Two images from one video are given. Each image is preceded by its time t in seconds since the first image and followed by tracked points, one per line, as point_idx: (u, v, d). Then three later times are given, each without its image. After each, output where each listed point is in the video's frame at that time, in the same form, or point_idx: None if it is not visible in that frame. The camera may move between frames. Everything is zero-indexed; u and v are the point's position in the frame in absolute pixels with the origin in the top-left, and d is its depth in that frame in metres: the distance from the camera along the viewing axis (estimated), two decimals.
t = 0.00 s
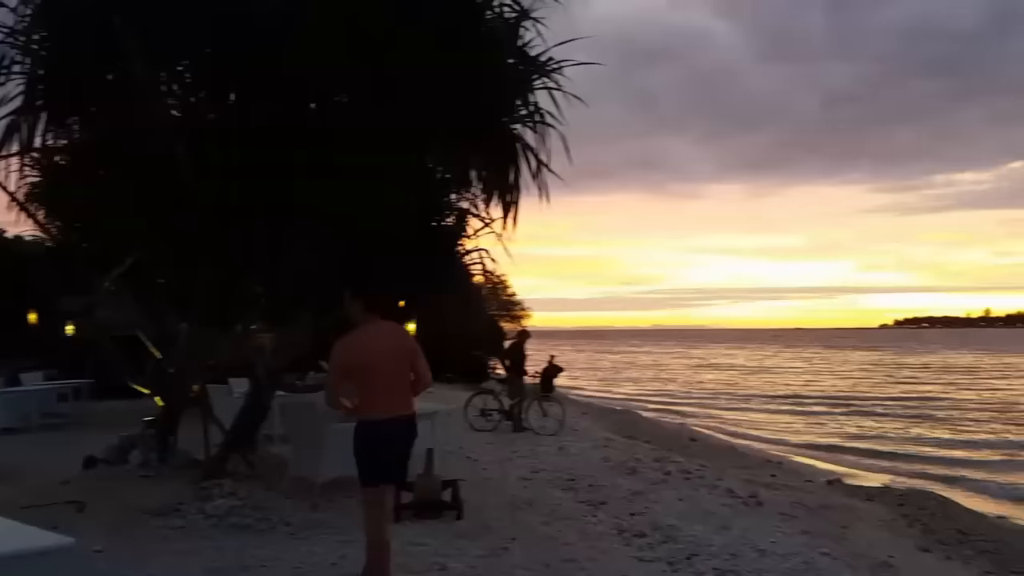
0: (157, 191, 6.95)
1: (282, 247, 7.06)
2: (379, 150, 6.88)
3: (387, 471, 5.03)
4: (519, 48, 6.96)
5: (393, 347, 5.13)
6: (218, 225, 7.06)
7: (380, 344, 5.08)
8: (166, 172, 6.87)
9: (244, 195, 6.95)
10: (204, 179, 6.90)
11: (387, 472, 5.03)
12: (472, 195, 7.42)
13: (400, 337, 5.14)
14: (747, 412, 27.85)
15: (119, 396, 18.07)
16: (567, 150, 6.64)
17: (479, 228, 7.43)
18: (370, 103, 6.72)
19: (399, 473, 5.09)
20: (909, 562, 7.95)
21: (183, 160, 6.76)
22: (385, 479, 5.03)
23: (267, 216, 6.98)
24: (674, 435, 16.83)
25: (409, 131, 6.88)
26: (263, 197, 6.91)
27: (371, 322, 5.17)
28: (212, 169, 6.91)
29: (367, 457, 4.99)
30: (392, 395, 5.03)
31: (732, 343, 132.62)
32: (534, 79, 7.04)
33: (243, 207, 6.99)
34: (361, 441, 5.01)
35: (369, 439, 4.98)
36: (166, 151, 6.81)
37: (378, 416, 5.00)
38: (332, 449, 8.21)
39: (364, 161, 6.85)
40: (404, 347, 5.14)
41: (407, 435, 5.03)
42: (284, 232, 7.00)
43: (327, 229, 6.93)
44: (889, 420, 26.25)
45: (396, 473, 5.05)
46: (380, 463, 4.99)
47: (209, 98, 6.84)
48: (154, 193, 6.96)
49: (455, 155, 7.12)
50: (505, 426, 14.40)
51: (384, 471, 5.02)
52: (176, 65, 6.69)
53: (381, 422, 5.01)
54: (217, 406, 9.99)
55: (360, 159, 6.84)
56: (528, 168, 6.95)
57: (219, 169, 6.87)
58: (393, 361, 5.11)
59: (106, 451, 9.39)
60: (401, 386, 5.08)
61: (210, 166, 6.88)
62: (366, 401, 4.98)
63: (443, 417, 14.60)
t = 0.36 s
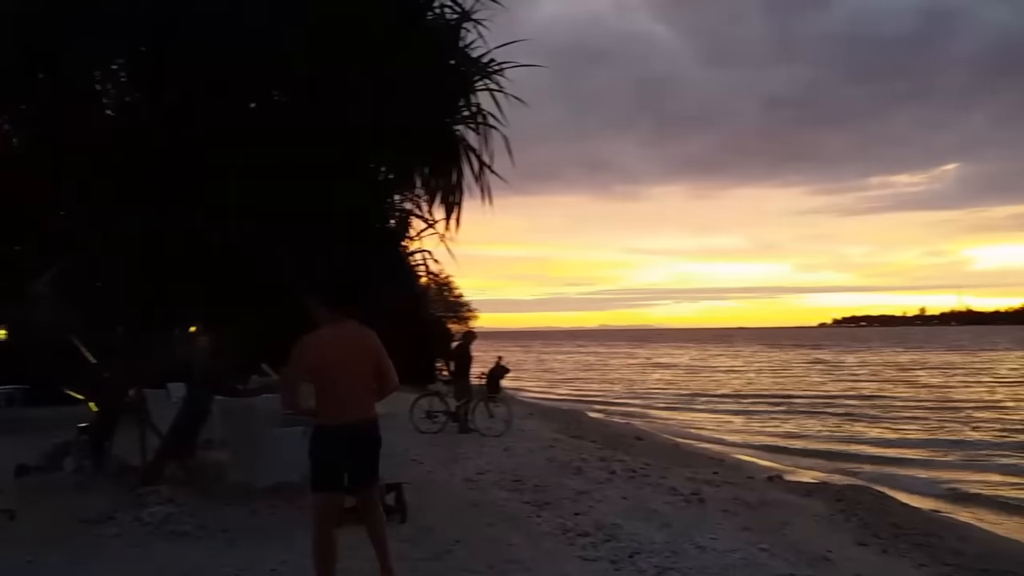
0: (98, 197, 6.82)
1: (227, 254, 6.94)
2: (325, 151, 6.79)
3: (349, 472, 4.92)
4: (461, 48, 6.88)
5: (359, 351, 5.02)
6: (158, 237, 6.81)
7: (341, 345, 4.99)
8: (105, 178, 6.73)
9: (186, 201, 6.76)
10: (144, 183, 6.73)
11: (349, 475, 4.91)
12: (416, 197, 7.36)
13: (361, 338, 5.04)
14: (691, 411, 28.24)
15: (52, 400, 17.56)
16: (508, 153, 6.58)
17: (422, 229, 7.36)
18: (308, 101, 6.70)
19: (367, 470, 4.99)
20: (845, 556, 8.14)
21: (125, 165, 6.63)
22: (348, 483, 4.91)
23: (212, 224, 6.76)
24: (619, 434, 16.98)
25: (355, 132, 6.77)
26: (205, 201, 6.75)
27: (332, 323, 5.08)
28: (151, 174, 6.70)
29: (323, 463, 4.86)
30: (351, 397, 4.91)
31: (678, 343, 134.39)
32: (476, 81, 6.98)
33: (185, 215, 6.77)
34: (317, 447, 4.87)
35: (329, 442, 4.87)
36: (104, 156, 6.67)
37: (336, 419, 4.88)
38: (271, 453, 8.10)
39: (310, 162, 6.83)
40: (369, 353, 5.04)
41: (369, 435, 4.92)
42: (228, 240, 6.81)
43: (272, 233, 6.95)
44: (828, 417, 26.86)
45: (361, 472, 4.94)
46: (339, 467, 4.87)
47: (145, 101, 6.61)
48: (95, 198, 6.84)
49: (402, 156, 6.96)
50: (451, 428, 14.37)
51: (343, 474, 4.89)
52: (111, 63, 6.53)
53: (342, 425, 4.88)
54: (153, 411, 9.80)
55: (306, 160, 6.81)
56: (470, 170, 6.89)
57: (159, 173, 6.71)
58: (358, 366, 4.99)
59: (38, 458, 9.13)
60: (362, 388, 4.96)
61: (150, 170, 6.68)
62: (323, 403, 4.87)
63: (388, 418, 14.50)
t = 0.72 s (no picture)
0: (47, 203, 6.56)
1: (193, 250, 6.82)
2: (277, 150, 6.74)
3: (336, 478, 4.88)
4: (409, 46, 6.88)
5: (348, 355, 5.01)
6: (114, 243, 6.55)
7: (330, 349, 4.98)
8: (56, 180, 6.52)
9: (144, 200, 6.59)
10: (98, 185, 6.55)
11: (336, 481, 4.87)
12: (364, 194, 7.35)
13: (350, 341, 5.03)
14: (639, 410, 28.50)
15: None
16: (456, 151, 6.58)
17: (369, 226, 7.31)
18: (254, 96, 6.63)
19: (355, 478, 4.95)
20: (788, 550, 8.32)
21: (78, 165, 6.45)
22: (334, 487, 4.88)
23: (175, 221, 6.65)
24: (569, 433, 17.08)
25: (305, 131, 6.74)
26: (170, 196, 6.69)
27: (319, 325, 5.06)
28: (95, 176, 6.47)
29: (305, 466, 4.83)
30: (340, 400, 4.91)
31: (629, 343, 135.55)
32: (424, 78, 6.98)
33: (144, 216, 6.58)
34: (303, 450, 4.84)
35: (314, 445, 4.84)
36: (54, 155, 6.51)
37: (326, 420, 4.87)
38: (214, 454, 8.00)
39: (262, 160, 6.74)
40: (359, 359, 5.03)
41: (358, 440, 4.90)
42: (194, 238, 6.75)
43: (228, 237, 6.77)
44: (773, 416, 27.36)
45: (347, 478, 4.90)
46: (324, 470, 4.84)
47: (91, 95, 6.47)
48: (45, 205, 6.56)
49: (354, 156, 6.97)
50: (401, 427, 14.33)
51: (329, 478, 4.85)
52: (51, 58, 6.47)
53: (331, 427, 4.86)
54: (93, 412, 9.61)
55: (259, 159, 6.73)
56: (418, 168, 6.88)
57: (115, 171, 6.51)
58: (347, 370, 4.99)
59: None
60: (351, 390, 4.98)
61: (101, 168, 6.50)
62: (312, 406, 4.86)
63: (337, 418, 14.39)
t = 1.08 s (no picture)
0: (41, 203, 6.20)
1: (189, 244, 6.74)
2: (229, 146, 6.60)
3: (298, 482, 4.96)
4: (354, 39, 6.82)
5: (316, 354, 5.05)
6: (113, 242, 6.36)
7: (300, 347, 5.03)
8: (48, 180, 6.19)
9: (141, 197, 6.47)
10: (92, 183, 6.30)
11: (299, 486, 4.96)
12: (306, 188, 7.27)
13: (319, 338, 5.06)
14: (582, 406, 28.70)
15: None
16: (400, 145, 6.51)
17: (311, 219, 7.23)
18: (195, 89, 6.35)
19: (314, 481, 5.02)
20: (726, 544, 8.47)
21: (75, 162, 6.20)
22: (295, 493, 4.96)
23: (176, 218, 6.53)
24: (513, 429, 17.12)
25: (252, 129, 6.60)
26: (169, 195, 6.61)
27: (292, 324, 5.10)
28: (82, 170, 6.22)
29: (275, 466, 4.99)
30: (308, 398, 4.98)
31: (576, 340, 136.39)
32: (368, 71, 6.91)
33: (143, 214, 6.47)
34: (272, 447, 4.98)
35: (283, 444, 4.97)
36: (43, 153, 6.14)
37: (288, 419, 4.94)
38: (149, 453, 7.85)
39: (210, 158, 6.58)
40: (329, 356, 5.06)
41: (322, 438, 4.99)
42: (193, 235, 6.66)
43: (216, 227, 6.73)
44: (713, 413, 27.82)
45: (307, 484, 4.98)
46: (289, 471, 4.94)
47: (73, 91, 6.10)
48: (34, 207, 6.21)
49: (296, 147, 6.94)
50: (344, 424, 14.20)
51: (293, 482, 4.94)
52: None
53: (293, 427, 4.93)
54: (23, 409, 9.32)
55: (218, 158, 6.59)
56: (360, 162, 6.80)
57: (112, 170, 6.37)
58: (316, 368, 5.03)
59: None
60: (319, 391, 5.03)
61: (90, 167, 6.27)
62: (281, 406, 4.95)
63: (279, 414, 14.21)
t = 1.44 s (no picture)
0: (41, 205, 6.31)
1: (191, 247, 6.77)
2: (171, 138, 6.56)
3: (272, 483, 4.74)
4: (296, 32, 6.55)
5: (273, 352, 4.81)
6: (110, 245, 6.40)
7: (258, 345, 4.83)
8: (48, 181, 6.29)
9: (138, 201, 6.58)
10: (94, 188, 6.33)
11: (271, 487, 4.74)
12: (250, 183, 7.01)
13: (278, 337, 4.85)
14: (530, 403, 28.83)
15: None
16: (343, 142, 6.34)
17: (254, 216, 7.02)
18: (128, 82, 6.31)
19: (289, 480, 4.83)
20: (669, 538, 8.61)
21: (74, 167, 6.31)
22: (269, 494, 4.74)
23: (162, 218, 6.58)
24: (461, 426, 17.12)
25: (185, 119, 6.51)
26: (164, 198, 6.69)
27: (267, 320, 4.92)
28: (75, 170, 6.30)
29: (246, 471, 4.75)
30: (269, 397, 4.72)
31: (527, 337, 136.92)
32: (310, 66, 6.64)
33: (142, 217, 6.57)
34: (248, 449, 4.71)
35: (249, 446, 4.71)
36: (43, 154, 6.27)
37: (261, 417, 4.68)
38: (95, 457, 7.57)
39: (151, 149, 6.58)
40: (285, 354, 4.83)
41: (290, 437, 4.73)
42: (193, 237, 6.71)
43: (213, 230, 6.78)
44: (660, 410, 28.20)
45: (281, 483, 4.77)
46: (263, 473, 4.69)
47: (68, 96, 6.28)
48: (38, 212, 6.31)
49: (238, 149, 6.73)
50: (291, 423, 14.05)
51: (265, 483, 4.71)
52: None
53: (266, 427, 4.68)
54: None
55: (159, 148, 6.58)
56: (304, 159, 6.65)
57: (110, 172, 6.43)
58: (270, 366, 4.78)
59: None
60: (292, 390, 4.81)
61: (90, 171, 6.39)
62: (242, 406, 4.72)
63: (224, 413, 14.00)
